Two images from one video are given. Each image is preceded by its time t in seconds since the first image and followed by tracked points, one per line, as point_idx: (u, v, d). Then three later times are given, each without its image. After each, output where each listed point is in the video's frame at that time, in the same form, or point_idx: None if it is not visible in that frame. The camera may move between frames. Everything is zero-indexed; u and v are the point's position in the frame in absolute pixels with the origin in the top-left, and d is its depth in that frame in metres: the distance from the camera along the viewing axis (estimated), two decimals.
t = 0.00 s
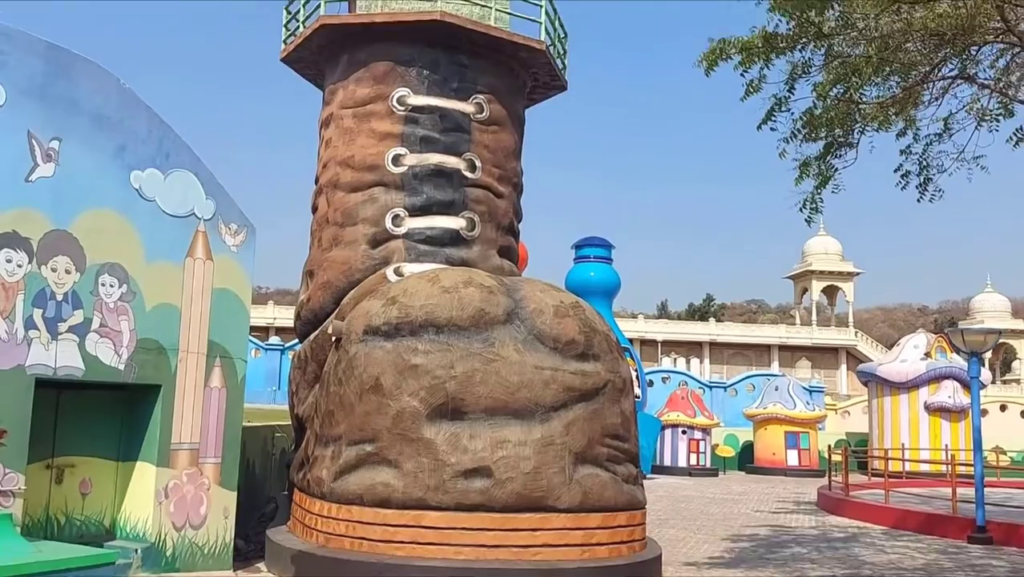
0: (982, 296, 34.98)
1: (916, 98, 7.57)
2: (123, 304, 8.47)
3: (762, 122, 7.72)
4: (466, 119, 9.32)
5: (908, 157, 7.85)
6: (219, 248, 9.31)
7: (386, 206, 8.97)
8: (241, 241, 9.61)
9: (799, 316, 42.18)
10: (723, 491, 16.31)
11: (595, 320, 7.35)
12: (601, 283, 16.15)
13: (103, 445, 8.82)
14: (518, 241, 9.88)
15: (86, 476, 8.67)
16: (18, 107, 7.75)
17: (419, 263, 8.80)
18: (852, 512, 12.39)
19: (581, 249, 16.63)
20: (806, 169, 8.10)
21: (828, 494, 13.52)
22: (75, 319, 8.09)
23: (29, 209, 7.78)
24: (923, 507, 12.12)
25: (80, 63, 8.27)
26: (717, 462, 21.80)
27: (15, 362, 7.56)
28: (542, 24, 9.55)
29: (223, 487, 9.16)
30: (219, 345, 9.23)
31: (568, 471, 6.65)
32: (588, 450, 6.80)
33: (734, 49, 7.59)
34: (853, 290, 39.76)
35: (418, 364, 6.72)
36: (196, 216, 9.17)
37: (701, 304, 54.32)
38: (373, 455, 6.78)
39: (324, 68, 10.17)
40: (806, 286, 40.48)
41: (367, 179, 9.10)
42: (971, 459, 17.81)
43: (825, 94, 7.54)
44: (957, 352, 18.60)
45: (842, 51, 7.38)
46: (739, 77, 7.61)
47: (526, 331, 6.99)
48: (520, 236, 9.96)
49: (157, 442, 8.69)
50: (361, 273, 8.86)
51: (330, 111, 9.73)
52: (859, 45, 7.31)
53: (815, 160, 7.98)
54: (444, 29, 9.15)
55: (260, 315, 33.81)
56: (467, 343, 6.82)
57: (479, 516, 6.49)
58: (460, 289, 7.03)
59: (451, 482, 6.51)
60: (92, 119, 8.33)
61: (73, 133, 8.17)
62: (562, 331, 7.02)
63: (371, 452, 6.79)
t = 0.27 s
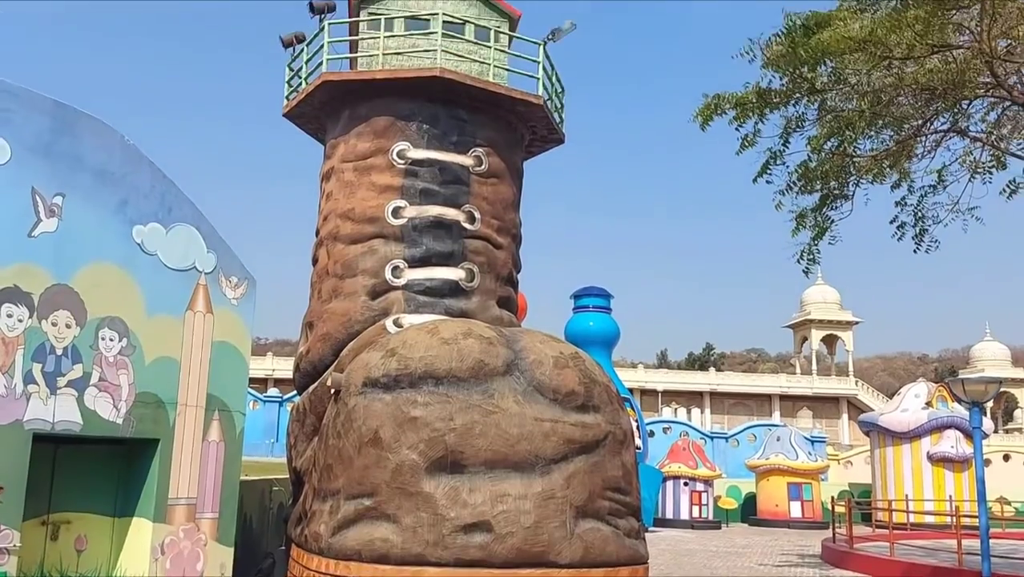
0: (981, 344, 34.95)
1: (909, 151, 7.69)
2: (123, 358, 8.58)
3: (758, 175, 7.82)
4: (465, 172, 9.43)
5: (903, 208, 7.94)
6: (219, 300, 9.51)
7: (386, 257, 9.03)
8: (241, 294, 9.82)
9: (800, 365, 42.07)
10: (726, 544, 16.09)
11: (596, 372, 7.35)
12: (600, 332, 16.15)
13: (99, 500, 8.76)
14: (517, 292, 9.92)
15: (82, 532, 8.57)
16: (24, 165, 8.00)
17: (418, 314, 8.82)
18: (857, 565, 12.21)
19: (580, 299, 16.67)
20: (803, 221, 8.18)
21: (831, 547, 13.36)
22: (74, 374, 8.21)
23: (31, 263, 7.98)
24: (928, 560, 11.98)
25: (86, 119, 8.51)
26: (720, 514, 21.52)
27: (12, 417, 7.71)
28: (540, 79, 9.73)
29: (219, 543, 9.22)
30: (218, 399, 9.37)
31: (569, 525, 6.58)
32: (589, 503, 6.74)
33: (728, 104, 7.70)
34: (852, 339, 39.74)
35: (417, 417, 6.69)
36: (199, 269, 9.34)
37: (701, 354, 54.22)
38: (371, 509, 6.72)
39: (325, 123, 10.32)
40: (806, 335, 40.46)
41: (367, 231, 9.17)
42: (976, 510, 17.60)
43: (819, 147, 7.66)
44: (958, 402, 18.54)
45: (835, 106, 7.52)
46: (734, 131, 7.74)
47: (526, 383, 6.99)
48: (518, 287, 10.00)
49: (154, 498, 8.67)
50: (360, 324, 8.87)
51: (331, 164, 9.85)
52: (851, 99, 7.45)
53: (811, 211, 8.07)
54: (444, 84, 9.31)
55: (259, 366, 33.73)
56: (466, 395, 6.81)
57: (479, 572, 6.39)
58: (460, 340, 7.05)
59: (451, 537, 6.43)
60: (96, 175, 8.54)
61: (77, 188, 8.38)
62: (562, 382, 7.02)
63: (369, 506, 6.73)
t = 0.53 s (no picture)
0: (983, 378, 34.85)
1: (907, 187, 7.72)
2: (122, 395, 9.56)
3: (757, 211, 7.85)
4: (466, 207, 9.48)
5: (902, 244, 7.96)
6: (218, 337, 10.72)
7: (386, 292, 9.04)
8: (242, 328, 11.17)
9: (801, 399, 41.89)
10: None
11: (597, 408, 7.34)
12: (601, 366, 16.11)
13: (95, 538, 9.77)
14: (517, 326, 9.91)
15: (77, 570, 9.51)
16: (28, 202, 8.78)
17: (419, 349, 8.81)
18: None
19: (581, 333, 16.66)
20: (802, 256, 8.20)
21: None
22: (74, 411, 9.11)
23: (33, 300, 8.79)
24: None
25: (89, 158, 9.39)
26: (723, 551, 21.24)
27: (11, 454, 8.49)
28: (539, 115, 9.81)
29: None
30: (218, 435, 10.62)
31: (571, 563, 6.50)
32: (590, 541, 6.69)
33: (726, 140, 7.75)
34: (854, 373, 39.63)
35: (417, 453, 6.66)
36: (199, 305, 10.50)
37: (702, 387, 54.05)
38: (371, 547, 6.65)
39: (327, 159, 10.40)
40: (807, 369, 40.35)
41: (367, 266, 9.19)
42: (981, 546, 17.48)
43: (818, 183, 7.70)
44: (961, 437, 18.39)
45: (833, 142, 7.57)
46: (732, 167, 7.79)
47: (526, 419, 6.96)
48: (519, 321, 10.00)
49: (152, 538, 9.73)
50: (360, 359, 8.86)
51: (332, 200, 9.90)
52: (849, 135, 7.49)
53: (810, 246, 8.09)
54: (444, 121, 9.40)
55: (259, 402, 33.60)
56: (467, 431, 6.78)
57: None
58: (460, 376, 7.03)
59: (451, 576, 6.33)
60: (98, 213, 9.45)
61: (78, 226, 9.24)
62: (563, 418, 7.00)
63: (369, 544, 6.67)
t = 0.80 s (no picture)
0: (987, 407, 34.72)
1: (908, 217, 7.76)
2: (123, 426, 9.55)
3: (758, 241, 7.88)
4: (468, 236, 9.51)
5: (903, 274, 7.98)
6: (220, 367, 10.74)
7: (388, 321, 9.05)
8: (244, 358, 11.21)
9: (805, 429, 41.68)
10: None
11: (599, 438, 7.31)
12: (603, 396, 16.06)
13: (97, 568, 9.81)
14: (519, 355, 9.91)
15: None
16: (33, 234, 8.83)
17: (420, 378, 8.80)
18: None
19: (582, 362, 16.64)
20: (804, 286, 8.21)
21: None
22: (75, 442, 9.10)
23: (35, 331, 8.80)
24: None
25: (93, 190, 9.46)
26: None
27: (11, 486, 8.49)
28: (541, 146, 9.89)
29: None
30: (218, 466, 10.64)
31: None
32: (593, 573, 6.65)
33: (726, 172, 7.80)
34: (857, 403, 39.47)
35: (419, 485, 6.63)
36: (201, 335, 10.53)
37: (704, 417, 53.82)
38: None
39: (330, 189, 10.46)
40: (810, 399, 40.21)
41: (370, 296, 9.21)
42: None
43: (818, 214, 7.73)
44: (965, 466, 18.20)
45: (833, 172, 7.60)
46: (733, 198, 7.83)
47: (529, 449, 6.94)
48: (520, 350, 9.99)
49: (153, 569, 9.72)
50: (362, 389, 8.84)
51: (335, 230, 9.95)
52: (849, 166, 7.54)
53: (812, 276, 8.10)
54: (446, 151, 9.47)
55: (260, 432, 33.47)
56: (469, 462, 6.75)
57: None
58: (462, 406, 7.01)
59: None
60: (101, 243, 9.48)
61: (81, 257, 9.27)
62: (565, 449, 6.97)
63: None
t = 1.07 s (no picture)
0: (990, 427, 34.59)
1: (909, 237, 7.77)
2: (124, 445, 9.53)
3: (759, 261, 7.89)
4: (470, 255, 9.53)
5: (906, 294, 7.99)
6: (222, 387, 10.74)
7: (390, 340, 9.05)
8: (245, 377, 11.19)
9: (808, 449, 41.51)
10: None
11: (601, 458, 7.29)
12: (606, 415, 16.02)
13: None
14: (521, 374, 9.89)
15: None
16: (35, 254, 8.86)
17: (422, 398, 8.79)
18: None
19: (585, 381, 16.61)
20: (806, 305, 8.21)
21: None
22: (76, 461, 9.08)
23: (37, 351, 8.81)
24: None
25: (97, 209, 9.50)
26: None
27: (11, 506, 8.48)
28: (542, 166, 9.93)
29: None
30: (219, 486, 10.61)
31: None
32: None
33: (728, 192, 7.82)
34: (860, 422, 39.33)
35: (420, 505, 6.60)
36: (203, 354, 10.53)
37: (707, 436, 53.63)
38: None
39: (332, 208, 10.50)
40: (813, 418, 40.08)
41: (371, 315, 9.21)
42: None
43: (819, 234, 7.75)
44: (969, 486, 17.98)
45: (834, 192, 7.62)
46: (734, 218, 7.85)
47: (531, 469, 6.92)
48: (522, 369, 9.98)
49: None
50: (363, 408, 8.82)
51: (337, 249, 9.97)
52: (850, 186, 7.56)
53: (814, 296, 8.11)
54: (448, 171, 9.51)
55: (261, 451, 33.40)
56: (470, 482, 6.73)
57: None
58: (463, 426, 7.00)
59: None
60: (104, 263, 9.51)
61: (84, 277, 9.30)
62: (567, 469, 6.95)
63: None
